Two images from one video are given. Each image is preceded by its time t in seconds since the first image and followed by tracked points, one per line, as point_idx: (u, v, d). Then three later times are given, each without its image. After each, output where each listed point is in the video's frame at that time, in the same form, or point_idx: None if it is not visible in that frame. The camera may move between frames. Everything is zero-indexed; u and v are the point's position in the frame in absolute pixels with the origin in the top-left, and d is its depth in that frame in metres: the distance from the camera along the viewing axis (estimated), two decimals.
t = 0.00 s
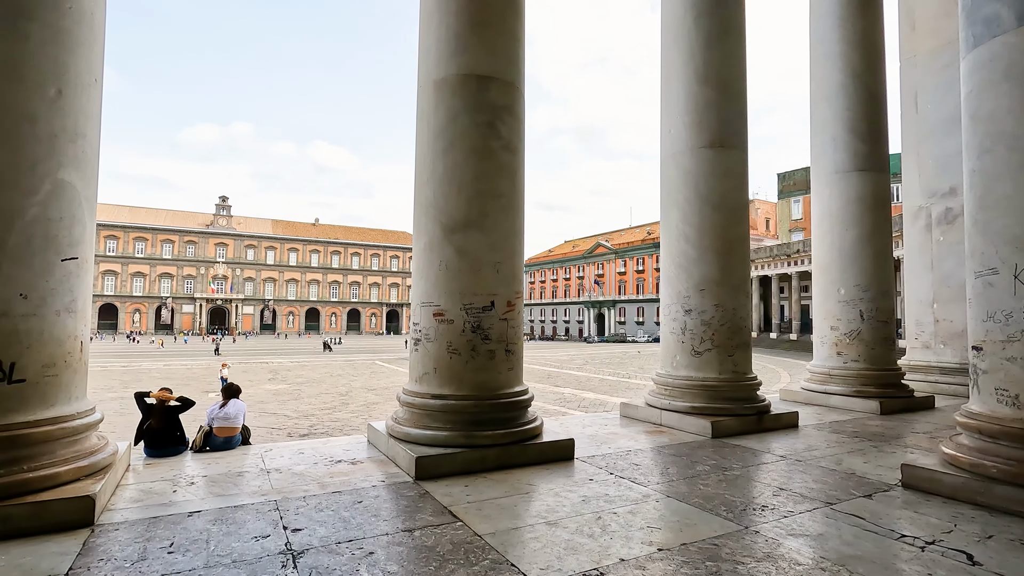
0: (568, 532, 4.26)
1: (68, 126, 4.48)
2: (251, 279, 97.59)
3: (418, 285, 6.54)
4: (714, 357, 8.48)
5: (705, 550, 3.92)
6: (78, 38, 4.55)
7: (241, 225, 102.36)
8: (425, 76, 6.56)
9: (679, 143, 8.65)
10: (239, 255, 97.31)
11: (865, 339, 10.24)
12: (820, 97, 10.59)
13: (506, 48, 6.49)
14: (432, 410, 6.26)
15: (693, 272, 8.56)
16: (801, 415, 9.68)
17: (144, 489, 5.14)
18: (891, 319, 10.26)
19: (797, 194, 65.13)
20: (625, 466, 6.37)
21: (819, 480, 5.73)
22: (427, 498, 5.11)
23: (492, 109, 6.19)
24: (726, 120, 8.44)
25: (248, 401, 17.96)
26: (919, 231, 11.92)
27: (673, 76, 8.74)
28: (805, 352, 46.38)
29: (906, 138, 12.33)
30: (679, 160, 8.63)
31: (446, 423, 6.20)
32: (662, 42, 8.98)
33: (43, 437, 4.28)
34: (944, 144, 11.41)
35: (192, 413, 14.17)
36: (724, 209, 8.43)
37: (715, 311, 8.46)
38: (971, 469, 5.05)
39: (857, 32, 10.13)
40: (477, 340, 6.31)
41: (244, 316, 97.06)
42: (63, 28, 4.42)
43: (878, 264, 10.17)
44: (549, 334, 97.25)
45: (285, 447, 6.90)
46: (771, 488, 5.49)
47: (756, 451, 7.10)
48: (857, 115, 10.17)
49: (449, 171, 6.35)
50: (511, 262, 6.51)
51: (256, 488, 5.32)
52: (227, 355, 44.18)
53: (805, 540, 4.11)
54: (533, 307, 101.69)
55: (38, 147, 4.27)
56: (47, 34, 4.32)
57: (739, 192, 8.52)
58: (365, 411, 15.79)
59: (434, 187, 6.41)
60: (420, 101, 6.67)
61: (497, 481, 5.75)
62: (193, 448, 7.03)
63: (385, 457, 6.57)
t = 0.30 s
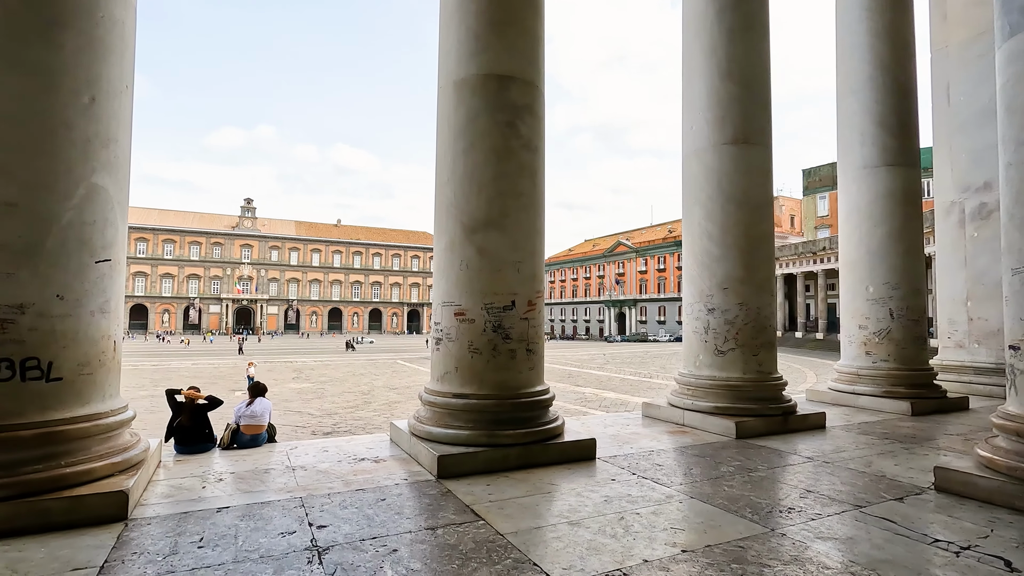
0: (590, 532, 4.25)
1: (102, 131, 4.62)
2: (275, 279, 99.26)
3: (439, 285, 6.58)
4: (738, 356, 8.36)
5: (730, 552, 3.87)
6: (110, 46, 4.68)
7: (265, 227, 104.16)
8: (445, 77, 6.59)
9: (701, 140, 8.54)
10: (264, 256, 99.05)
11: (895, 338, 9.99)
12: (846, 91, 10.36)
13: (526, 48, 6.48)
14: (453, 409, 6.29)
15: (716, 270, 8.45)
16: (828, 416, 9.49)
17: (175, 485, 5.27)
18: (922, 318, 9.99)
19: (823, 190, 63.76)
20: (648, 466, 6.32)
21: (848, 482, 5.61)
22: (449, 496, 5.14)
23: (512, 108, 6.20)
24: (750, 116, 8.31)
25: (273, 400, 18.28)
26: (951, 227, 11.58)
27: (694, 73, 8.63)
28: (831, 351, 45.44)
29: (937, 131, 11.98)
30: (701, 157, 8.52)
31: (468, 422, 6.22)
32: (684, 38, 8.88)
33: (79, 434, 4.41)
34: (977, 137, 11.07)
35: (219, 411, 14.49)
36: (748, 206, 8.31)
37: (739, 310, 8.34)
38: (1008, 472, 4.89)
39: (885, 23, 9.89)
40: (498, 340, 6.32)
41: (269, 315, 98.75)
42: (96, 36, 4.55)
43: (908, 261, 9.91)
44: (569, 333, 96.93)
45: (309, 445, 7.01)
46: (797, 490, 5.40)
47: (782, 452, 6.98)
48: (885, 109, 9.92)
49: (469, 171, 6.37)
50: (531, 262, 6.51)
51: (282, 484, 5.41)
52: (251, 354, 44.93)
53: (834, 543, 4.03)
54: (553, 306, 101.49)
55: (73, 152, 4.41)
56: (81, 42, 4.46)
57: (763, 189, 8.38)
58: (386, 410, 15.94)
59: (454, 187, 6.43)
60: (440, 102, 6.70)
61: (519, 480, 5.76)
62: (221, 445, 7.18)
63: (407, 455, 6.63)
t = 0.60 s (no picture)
0: (614, 533, 4.22)
1: (135, 137, 4.75)
2: (300, 280, 100.89)
3: (461, 284, 6.61)
4: (764, 356, 8.22)
5: (758, 555, 3.81)
6: (142, 54, 4.81)
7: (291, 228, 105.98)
8: (467, 77, 6.62)
9: (725, 136, 8.42)
10: (290, 257, 100.76)
11: (929, 338, 9.71)
12: (877, 84, 10.09)
13: (548, 47, 6.47)
14: (476, 408, 6.32)
15: (741, 269, 8.32)
16: (859, 417, 9.28)
17: (206, 481, 5.41)
18: (957, 316, 9.70)
19: (852, 186, 62.23)
20: (672, 467, 6.26)
21: (879, 485, 5.47)
22: (473, 495, 5.17)
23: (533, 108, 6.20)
24: (776, 111, 8.16)
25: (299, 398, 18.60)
26: (989, 222, 11.20)
27: (718, 69, 8.51)
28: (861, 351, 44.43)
29: (973, 123, 11.60)
30: (725, 154, 8.40)
31: (490, 421, 6.24)
32: (707, 33, 8.76)
33: (114, 431, 4.55)
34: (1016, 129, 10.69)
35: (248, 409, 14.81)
36: (774, 203, 8.16)
37: (765, 309, 8.19)
38: None
39: (917, 14, 9.61)
40: (520, 339, 6.32)
41: (295, 315, 100.45)
42: (129, 45, 4.69)
43: (943, 258, 9.62)
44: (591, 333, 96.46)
45: (335, 443, 7.12)
46: (826, 492, 5.29)
47: (810, 454, 6.85)
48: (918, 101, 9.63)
49: (491, 171, 6.39)
50: (553, 261, 6.49)
51: (308, 481, 5.50)
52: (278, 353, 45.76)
53: (865, 548, 3.94)
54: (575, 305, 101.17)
55: (108, 157, 4.55)
56: (116, 51, 4.60)
57: (790, 186, 8.22)
58: (410, 409, 16.09)
59: (476, 187, 6.46)
60: (462, 102, 6.73)
61: (542, 479, 5.76)
62: (250, 442, 7.33)
63: (431, 454, 6.68)
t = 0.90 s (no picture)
0: (639, 534, 4.19)
1: (167, 142, 4.87)
2: (325, 280, 102.37)
3: (483, 284, 6.64)
4: (792, 356, 8.06)
5: (786, 558, 3.75)
6: (173, 61, 4.93)
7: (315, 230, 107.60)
8: (488, 78, 6.63)
9: (750, 132, 8.29)
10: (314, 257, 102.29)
11: (964, 337, 9.42)
12: (909, 76, 9.82)
13: (569, 46, 6.45)
14: (499, 407, 6.33)
15: (767, 267, 8.17)
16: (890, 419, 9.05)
17: (236, 478, 5.53)
18: (994, 315, 9.38)
19: (883, 182, 60.63)
20: (697, 468, 6.18)
21: (913, 489, 5.33)
22: (496, 494, 5.18)
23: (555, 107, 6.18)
24: (803, 106, 7.99)
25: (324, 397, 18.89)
26: None
27: (743, 64, 8.38)
28: (892, 351, 43.27)
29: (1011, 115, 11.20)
30: (750, 150, 8.26)
31: (513, 421, 6.25)
32: (732, 28, 8.63)
33: (148, 428, 4.67)
34: None
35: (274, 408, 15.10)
36: (801, 200, 8.00)
37: (792, 308, 8.03)
38: None
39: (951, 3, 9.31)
40: (542, 339, 6.31)
41: (320, 315, 101.97)
42: (161, 53, 4.81)
43: (979, 255, 9.31)
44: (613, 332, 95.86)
45: (360, 442, 7.21)
46: (856, 496, 5.16)
47: (840, 456, 6.71)
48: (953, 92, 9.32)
49: (512, 171, 6.39)
50: (575, 260, 6.47)
51: (334, 479, 5.58)
52: (302, 353, 46.45)
53: (898, 553, 3.84)
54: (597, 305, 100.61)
55: (141, 162, 4.67)
56: (148, 59, 4.73)
57: (817, 182, 8.05)
58: (433, 408, 16.21)
59: (498, 187, 6.47)
60: (483, 103, 6.75)
61: (565, 479, 5.75)
62: (277, 440, 7.46)
63: (454, 453, 6.72)
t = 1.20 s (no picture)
0: (662, 535, 4.16)
1: (195, 147, 4.99)
2: (348, 281, 103.63)
3: (504, 284, 6.65)
4: (819, 356, 7.91)
5: (814, 563, 3.68)
6: (201, 67, 5.05)
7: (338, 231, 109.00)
8: (509, 77, 6.64)
9: (775, 128, 8.14)
10: (337, 258, 103.61)
11: (1000, 338, 9.13)
12: (941, 68, 9.55)
13: (590, 44, 6.43)
14: (520, 407, 6.33)
15: (793, 266, 8.02)
16: (922, 421, 8.81)
17: (262, 475, 5.63)
18: None
19: (913, 178, 59.02)
20: (721, 470, 6.11)
21: (946, 493, 5.18)
22: (518, 494, 5.19)
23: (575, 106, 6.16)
24: (830, 101, 7.83)
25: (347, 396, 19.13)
26: None
27: (768, 59, 8.24)
28: (924, 351, 42.07)
29: None
30: (775, 147, 8.12)
31: (534, 421, 6.25)
32: (756, 23, 8.49)
33: (179, 425, 4.78)
34: None
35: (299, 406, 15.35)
36: (828, 197, 7.83)
37: (819, 308, 7.87)
38: None
39: None
40: (564, 339, 6.30)
41: (343, 315, 103.27)
42: (190, 60, 4.93)
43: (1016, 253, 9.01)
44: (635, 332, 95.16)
45: (383, 440, 7.28)
46: (887, 500, 5.04)
47: (869, 459, 6.56)
48: (988, 84, 9.01)
49: (533, 170, 6.39)
50: (596, 260, 6.45)
51: (358, 477, 5.65)
52: (326, 353, 47.06)
53: (931, 559, 3.74)
54: (618, 305, 99.90)
55: (172, 166, 4.79)
56: (178, 66, 4.85)
57: (845, 179, 7.88)
58: (454, 408, 16.30)
59: (519, 186, 6.47)
60: (504, 103, 6.76)
61: (587, 480, 5.73)
62: (302, 438, 7.58)
63: (476, 452, 6.75)
